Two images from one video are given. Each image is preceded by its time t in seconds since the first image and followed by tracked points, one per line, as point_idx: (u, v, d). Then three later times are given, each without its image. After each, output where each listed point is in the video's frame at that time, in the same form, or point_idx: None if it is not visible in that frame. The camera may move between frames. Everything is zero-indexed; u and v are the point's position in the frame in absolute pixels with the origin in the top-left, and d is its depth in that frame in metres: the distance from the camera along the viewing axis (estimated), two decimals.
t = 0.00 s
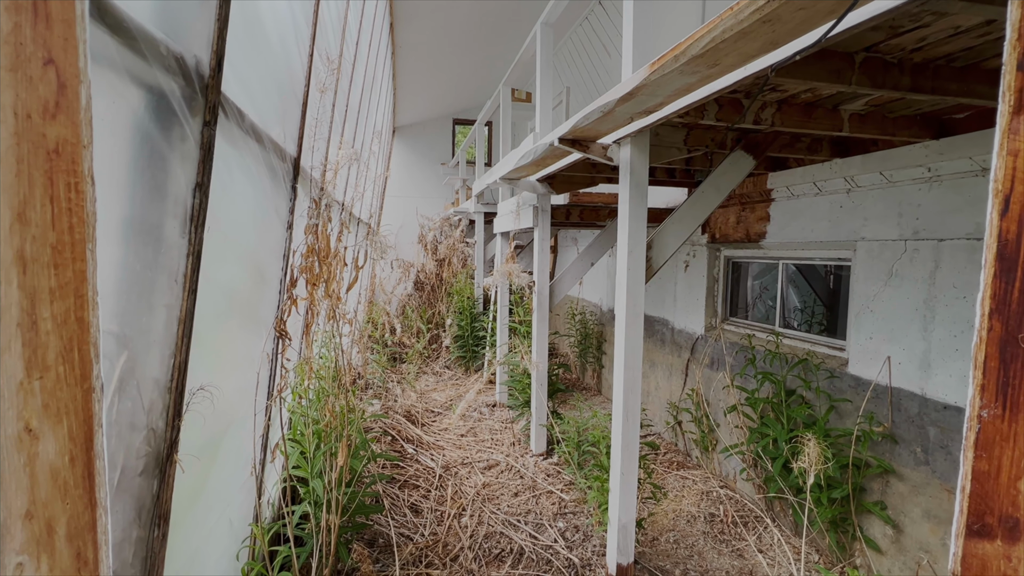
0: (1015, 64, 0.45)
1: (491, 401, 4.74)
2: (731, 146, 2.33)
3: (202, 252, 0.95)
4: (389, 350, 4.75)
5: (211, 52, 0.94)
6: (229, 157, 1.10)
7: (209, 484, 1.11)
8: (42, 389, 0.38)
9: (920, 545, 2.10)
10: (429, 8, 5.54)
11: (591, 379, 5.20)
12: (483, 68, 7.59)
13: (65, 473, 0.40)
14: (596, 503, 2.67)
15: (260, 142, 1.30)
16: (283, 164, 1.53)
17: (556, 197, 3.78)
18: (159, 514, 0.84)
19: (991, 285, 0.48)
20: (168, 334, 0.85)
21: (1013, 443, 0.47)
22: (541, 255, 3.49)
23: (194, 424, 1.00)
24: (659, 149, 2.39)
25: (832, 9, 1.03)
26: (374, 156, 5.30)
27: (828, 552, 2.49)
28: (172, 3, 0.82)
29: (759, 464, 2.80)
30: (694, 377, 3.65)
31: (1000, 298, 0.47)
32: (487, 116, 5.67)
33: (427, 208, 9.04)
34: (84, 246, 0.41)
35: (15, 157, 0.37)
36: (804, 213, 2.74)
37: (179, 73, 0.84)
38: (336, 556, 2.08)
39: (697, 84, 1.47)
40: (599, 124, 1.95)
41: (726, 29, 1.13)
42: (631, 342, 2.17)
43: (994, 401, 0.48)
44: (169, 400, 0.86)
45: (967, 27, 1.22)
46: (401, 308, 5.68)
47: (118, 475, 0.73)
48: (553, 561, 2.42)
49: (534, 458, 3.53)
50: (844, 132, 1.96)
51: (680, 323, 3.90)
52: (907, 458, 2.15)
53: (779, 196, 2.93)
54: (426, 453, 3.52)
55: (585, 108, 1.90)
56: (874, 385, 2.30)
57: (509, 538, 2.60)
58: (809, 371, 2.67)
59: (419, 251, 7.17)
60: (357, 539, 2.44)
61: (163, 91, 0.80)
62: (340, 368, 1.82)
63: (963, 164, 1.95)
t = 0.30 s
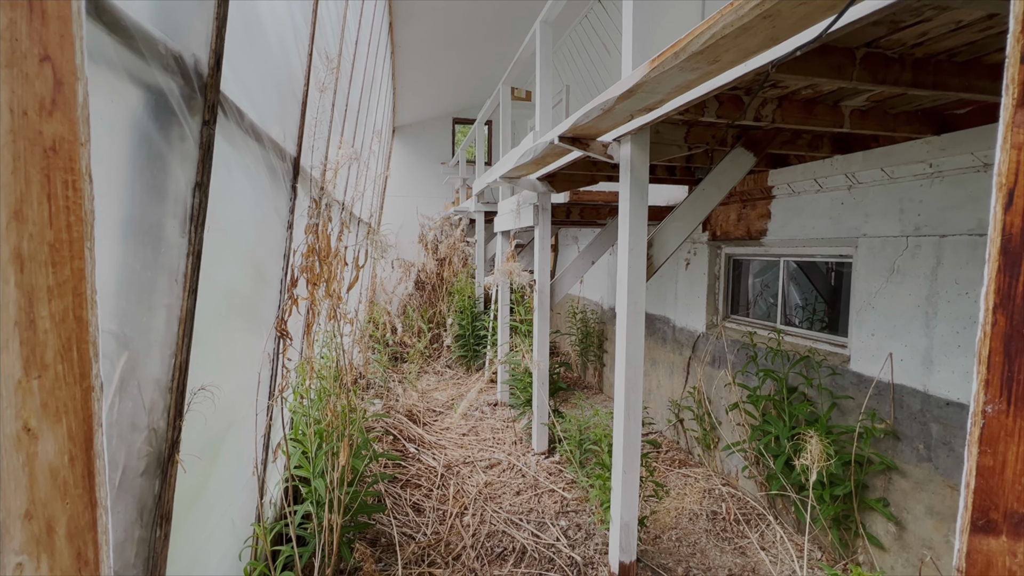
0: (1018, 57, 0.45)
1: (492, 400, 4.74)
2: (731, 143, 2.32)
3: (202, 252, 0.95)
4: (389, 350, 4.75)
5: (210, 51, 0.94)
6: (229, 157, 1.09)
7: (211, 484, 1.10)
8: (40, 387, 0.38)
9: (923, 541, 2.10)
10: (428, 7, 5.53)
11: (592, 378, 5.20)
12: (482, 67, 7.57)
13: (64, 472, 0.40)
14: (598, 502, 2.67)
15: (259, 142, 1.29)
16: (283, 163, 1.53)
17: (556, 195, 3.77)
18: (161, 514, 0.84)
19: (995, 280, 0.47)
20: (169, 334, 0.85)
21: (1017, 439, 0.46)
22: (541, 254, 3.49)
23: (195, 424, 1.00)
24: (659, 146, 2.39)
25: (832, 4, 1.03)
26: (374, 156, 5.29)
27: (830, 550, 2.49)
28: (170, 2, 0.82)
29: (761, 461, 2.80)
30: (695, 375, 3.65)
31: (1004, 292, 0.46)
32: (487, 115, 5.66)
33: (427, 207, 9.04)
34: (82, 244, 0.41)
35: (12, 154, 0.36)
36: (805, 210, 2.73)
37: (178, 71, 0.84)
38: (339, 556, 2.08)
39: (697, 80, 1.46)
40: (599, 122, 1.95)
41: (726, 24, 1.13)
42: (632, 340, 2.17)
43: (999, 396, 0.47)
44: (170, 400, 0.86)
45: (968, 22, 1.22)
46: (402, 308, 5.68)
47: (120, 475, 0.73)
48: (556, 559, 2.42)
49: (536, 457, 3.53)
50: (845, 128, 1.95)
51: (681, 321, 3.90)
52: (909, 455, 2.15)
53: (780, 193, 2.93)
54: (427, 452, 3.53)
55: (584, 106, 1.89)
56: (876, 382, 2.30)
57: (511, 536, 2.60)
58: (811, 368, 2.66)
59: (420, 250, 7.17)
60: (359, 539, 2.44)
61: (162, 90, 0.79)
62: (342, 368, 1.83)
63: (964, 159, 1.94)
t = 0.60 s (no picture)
0: (1017, 59, 0.45)
1: (493, 400, 4.74)
2: (731, 142, 2.32)
3: (200, 256, 0.95)
4: (390, 350, 4.76)
5: (206, 55, 0.94)
6: (226, 160, 1.09)
7: (210, 488, 1.10)
8: (33, 403, 0.37)
9: (924, 540, 2.10)
10: (425, 7, 5.52)
11: (592, 377, 5.20)
12: (481, 66, 7.56)
13: (59, 487, 0.40)
14: (599, 501, 2.67)
15: (257, 145, 1.29)
16: (281, 166, 1.53)
17: (555, 195, 3.77)
18: (161, 519, 0.84)
19: (995, 282, 0.47)
20: (167, 339, 0.84)
21: (1017, 442, 0.46)
22: (541, 254, 3.49)
23: (194, 428, 1.00)
24: (658, 146, 2.38)
25: (830, 4, 1.03)
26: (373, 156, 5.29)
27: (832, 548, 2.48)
28: (165, 7, 0.81)
29: (762, 460, 2.80)
30: (696, 374, 3.65)
31: (1003, 295, 0.46)
32: (485, 114, 5.65)
33: (426, 207, 9.03)
34: (74, 257, 0.41)
35: (3, 168, 0.36)
36: (805, 209, 2.73)
37: (173, 76, 0.83)
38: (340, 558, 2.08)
39: (696, 80, 1.46)
40: (598, 121, 1.94)
41: (724, 25, 1.12)
42: (632, 340, 2.16)
43: (998, 399, 0.47)
44: (168, 405, 0.86)
45: (967, 21, 1.21)
46: (402, 308, 5.68)
47: (118, 482, 0.73)
48: (557, 560, 2.42)
49: (537, 457, 3.53)
50: (845, 127, 1.95)
51: (681, 319, 3.90)
52: (910, 453, 2.15)
53: (779, 191, 2.92)
54: (428, 452, 3.53)
55: (583, 106, 1.89)
56: (876, 380, 2.29)
57: (513, 537, 2.61)
58: (811, 366, 2.66)
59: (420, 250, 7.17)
60: (360, 540, 2.44)
61: (158, 96, 0.79)
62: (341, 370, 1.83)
63: (963, 157, 1.94)
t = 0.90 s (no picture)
0: (1010, 53, 0.45)
1: (492, 397, 4.75)
2: (728, 138, 2.32)
3: (197, 255, 0.95)
4: (389, 348, 4.76)
5: (200, 53, 0.93)
6: (221, 159, 1.09)
7: (209, 486, 1.10)
8: (28, 399, 0.37)
9: (922, 534, 2.10)
10: (423, 4, 5.50)
11: (592, 374, 5.21)
12: (479, 64, 7.54)
13: (54, 483, 0.40)
14: (598, 498, 2.68)
15: (253, 143, 1.29)
16: (278, 164, 1.52)
17: (553, 192, 3.77)
18: (159, 517, 0.84)
19: (988, 277, 0.47)
20: (164, 338, 0.84)
21: (1010, 435, 0.46)
22: (539, 251, 3.49)
23: (192, 426, 1.00)
24: (656, 142, 2.38)
25: None
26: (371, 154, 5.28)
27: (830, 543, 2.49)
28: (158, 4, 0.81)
29: (761, 456, 2.81)
30: (694, 370, 3.66)
31: (997, 289, 0.46)
32: (484, 112, 5.64)
33: (425, 205, 9.02)
34: (68, 253, 0.41)
35: None
36: (803, 205, 2.73)
37: (168, 74, 0.83)
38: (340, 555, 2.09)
39: (693, 76, 1.46)
40: (595, 118, 1.94)
41: (720, 20, 1.12)
42: (631, 337, 2.17)
43: (992, 393, 0.47)
44: (166, 403, 0.86)
45: (963, 15, 1.21)
46: (401, 306, 5.69)
47: (116, 480, 0.73)
48: (556, 556, 2.43)
49: (537, 454, 3.53)
50: (842, 123, 1.95)
51: (680, 316, 3.91)
52: (908, 448, 2.16)
53: (777, 187, 2.93)
54: (428, 450, 3.54)
55: (581, 103, 1.88)
56: (874, 376, 2.30)
57: (512, 533, 2.62)
58: (809, 362, 2.67)
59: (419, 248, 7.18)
60: (360, 538, 2.45)
61: (152, 94, 0.79)
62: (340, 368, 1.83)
63: (960, 152, 1.94)
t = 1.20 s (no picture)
0: (1010, 46, 0.45)
1: (491, 394, 4.75)
2: (727, 134, 2.32)
3: (193, 251, 0.94)
4: (389, 345, 4.76)
5: (195, 47, 0.93)
6: (218, 154, 1.08)
7: (207, 483, 1.10)
8: (21, 395, 0.37)
9: (920, 528, 2.11)
10: None
11: (591, 370, 5.21)
12: (477, 59, 7.51)
13: (48, 480, 0.40)
14: (597, 494, 2.68)
15: (250, 139, 1.28)
16: (275, 160, 1.51)
17: (552, 188, 3.76)
18: (157, 515, 0.84)
19: (987, 271, 0.47)
20: (161, 335, 0.84)
21: (1008, 429, 0.46)
22: (538, 248, 3.49)
23: (190, 423, 1.00)
24: (654, 138, 2.38)
25: None
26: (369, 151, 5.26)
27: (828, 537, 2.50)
28: None
29: (759, 451, 2.82)
30: (693, 366, 3.66)
31: (996, 283, 0.46)
32: (482, 108, 5.62)
33: (423, 201, 9.01)
34: (60, 249, 0.41)
35: None
36: (801, 200, 2.73)
37: (163, 69, 0.82)
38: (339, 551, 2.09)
39: (692, 71, 1.45)
40: (594, 114, 1.93)
41: (719, 15, 1.11)
42: (630, 333, 2.17)
43: (990, 386, 0.47)
44: (163, 400, 0.85)
45: (962, 9, 1.21)
46: (400, 303, 5.69)
47: (114, 477, 0.73)
48: (555, 551, 2.43)
49: (536, 450, 3.54)
50: (841, 118, 1.95)
51: (678, 312, 3.91)
52: (905, 443, 2.16)
53: (776, 183, 2.92)
54: (427, 446, 3.54)
55: (579, 99, 1.87)
56: (872, 371, 2.31)
57: (512, 529, 2.62)
58: (807, 358, 2.68)
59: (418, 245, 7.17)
60: (360, 534, 2.46)
61: (147, 89, 0.78)
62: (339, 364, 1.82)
63: (959, 148, 1.94)
